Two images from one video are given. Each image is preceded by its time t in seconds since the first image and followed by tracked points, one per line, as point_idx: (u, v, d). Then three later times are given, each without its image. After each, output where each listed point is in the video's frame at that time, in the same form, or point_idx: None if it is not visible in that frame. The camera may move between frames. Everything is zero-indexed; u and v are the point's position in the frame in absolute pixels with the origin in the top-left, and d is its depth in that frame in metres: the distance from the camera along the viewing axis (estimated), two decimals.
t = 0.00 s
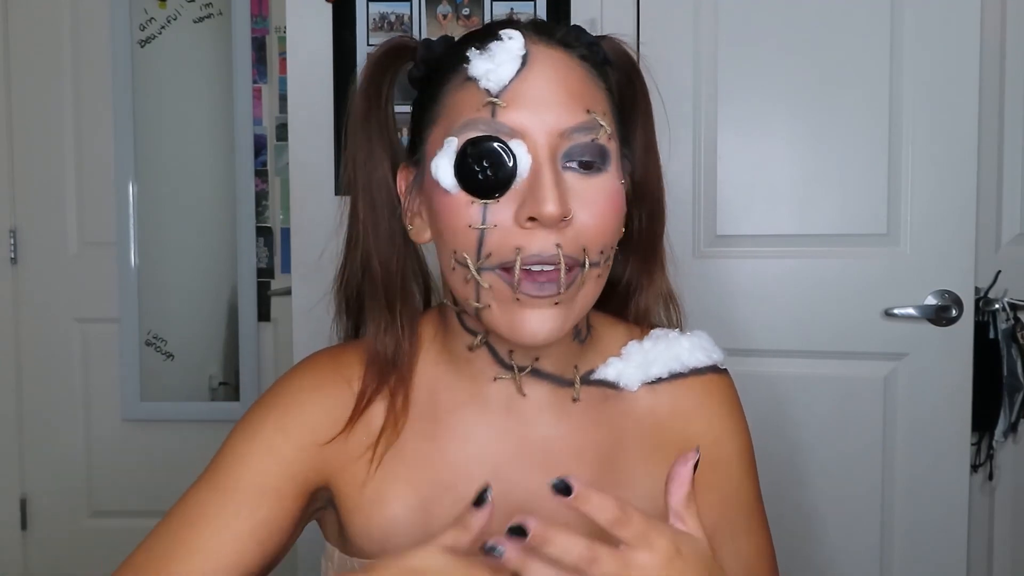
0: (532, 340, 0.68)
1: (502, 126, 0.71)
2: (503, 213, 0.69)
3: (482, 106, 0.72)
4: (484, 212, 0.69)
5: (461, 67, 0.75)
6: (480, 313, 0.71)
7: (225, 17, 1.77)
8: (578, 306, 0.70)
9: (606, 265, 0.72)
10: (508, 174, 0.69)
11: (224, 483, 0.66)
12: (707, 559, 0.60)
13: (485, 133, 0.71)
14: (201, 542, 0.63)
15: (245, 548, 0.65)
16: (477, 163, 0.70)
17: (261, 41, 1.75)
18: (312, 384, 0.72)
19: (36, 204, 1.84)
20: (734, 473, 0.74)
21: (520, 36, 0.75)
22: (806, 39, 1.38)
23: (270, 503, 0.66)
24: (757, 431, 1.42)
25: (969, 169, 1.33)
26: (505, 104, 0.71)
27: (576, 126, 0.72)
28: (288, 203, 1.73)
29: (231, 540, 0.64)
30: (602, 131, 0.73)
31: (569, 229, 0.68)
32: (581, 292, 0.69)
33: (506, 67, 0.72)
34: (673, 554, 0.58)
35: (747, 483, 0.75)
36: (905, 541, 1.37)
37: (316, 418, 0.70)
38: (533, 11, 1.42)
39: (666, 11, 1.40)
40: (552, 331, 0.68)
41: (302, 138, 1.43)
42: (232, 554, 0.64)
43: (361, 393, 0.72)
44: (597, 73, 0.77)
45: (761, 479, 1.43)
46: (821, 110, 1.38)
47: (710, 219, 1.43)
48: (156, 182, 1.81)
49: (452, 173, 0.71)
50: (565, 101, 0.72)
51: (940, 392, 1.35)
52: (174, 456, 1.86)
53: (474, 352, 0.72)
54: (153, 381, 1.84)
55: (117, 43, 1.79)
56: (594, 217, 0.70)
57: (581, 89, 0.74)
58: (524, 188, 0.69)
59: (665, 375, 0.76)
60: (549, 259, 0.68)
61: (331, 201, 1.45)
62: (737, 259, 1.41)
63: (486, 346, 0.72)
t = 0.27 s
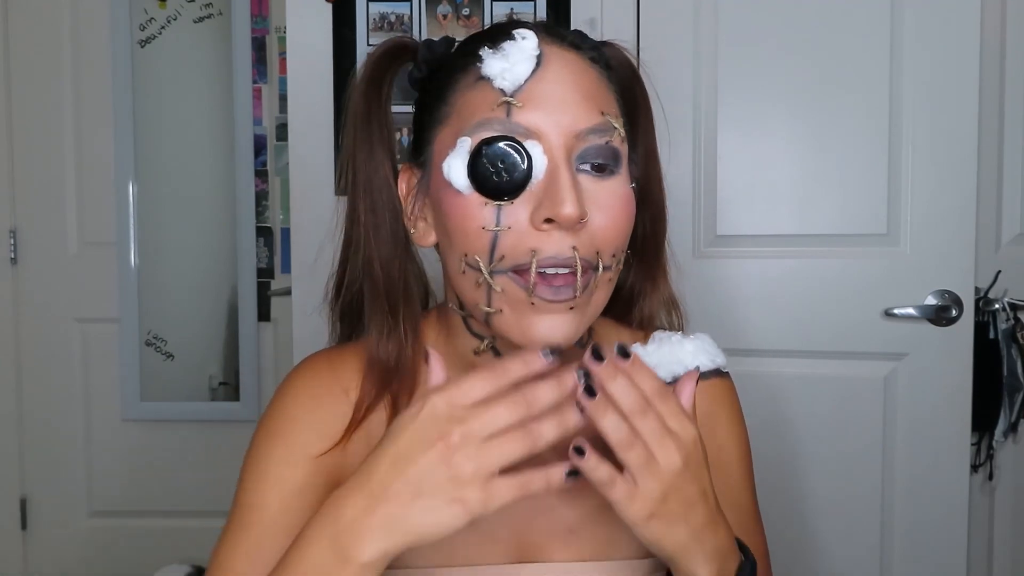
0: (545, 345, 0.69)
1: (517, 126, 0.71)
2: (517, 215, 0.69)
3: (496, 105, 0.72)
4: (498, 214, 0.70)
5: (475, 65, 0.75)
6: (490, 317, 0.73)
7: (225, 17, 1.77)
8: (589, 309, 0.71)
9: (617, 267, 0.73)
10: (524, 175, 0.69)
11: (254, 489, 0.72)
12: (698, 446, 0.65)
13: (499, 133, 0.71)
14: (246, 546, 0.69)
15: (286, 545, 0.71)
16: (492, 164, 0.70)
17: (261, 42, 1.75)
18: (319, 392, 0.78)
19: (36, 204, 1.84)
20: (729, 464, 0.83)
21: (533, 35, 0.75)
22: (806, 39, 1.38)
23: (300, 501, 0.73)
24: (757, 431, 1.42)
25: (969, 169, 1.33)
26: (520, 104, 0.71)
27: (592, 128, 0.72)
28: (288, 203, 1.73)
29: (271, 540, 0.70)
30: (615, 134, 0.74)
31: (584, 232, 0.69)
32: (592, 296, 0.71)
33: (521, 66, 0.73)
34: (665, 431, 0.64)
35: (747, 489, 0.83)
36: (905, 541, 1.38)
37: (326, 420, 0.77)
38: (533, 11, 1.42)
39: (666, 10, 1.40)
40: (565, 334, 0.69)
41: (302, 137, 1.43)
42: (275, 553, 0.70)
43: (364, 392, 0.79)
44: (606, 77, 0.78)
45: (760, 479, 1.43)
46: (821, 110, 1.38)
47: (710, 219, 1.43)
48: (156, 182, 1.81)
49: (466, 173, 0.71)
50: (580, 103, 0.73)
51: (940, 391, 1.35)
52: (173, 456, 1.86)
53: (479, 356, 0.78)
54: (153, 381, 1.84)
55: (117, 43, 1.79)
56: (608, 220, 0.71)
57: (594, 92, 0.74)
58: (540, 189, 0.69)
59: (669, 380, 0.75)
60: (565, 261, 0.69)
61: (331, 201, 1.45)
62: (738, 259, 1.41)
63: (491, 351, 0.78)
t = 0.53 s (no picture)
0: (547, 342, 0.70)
1: (519, 125, 0.71)
2: (517, 213, 0.69)
3: (499, 104, 0.72)
4: (499, 212, 0.70)
5: (479, 62, 0.75)
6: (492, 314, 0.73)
7: (225, 17, 1.77)
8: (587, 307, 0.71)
9: (619, 266, 0.73)
10: (526, 174, 0.69)
11: (280, 504, 0.73)
12: (679, 389, 0.71)
13: (502, 131, 0.71)
14: (286, 561, 0.71)
15: (325, 553, 0.72)
16: (494, 162, 0.70)
17: (262, 42, 1.75)
18: (321, 396, 0.78)
19: (36, 204, 1.84)
20: (731, 467, 0.83)
21: (538, 34, 0.75)
22: (805, 39, 1.38)
23: (327, 507, 0.74)
24: (757, 431, 1.42)
25: (969, 169, 1.33)
26: (523, 103, 0.71)
27: (594, 128, 0.72)
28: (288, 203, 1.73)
29: (311, 550, 0.72)
30: (618, 134, 0.74)
31: (585, 232, 0.69)
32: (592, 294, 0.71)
33: (524, 65, 0.72)
34: (649, 372, 0.70)
35: (750, 492, 0.82)
36: (905, 541, 1.37)
37: (333, 424, 0.77)
38: (532, 11, 1.42)
39: (665, 10, 1.40)
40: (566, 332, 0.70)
41: (302, 137, 1.43)
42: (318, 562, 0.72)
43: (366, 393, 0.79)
44: (611, 76, 0.78)
45: (760, 479, 1.42)
46: (821, 110, 1.38)
47: (710, 219, 1.43)
48: (156, 182, 1.81)
49: (467, 171, 0.71)
50: (583, 102, 0.73)
51: (940, 391, 1.35)
52: (173, 456, 1.86)
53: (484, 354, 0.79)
54: (153, 381, 1.84)
55: (117, 43, 1.79)
56: (609, 219, 0.71)
57: (598, 92, 0.74)
58: (541, 189, 0.69)
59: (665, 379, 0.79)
60: (565, 261, 0.69)
61: (330, 200, 1.45)
62: (738, 258, 1.41)
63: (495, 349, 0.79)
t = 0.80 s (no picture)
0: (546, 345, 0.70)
1: (522, 128, 0.71)
2: (518, 217, 0.69)
3: (503, 107, 0.72)
4: (500, 215, 0.70)
5: (484, 65, 0.75)
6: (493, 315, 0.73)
7: (225, 17, 1.77)
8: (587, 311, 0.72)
9: (620, 270, 0.73)
10: (528, 178, 0.69)
11: (282, 503, 0.73)
12: (670, 395, 0.71)
13: (505, 134, 0.71)
14: (288, 560, 0.71)
15: (326, 554, 0.72)
16: (497, 165, 0.70)
17: (261, 41, 1.75)
18: (322, 394, 0.78)
19: (36, 204, 1.84)
20: (730, 471, 0.83)
21: (544, 37, 0.75)
22: (805, 39, 1.38)
23: (328, 508, 0.74)
24: (757, 431, 1.42)
25: (969, 169, 1.33)
26: (527, 106, 0.71)
27: (599, 132, 0.72)
28: (288, 203, 1.73)
29: (312, 551, 0.72)
30: (623, 138, 0.74)
31: (586, 238, 0.69)
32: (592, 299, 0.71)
33: (529, 68, 0.72)
34: (638, 378, 0.70)
35: (748, 497, 0.82)
36: (905, 541, 1.38)
37: (333, 424, 0.77)
38: (533, 11, 1.42)
39: (666, 10, 1.40)
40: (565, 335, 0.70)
41: (302, 137, 1.43)
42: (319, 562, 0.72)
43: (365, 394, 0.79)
44: (617, 79, 0.78)
45: (760, 479, 1.43)
46: (821, 110, 1.38)
47: (711, 219, 1.43)
48: (156, 182, 1.81)
49: (469, 174, 0.71)
50: (588, 106, 0.73)
51: (940, 391, 1.35)
52: (173, 456, 1.86)
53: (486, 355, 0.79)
54: (153, 381, 1.84)
55: (117, 43, 1.79)
56: (611, 225, 0.71)
57: (603, 95, 0.74)
58: (543, 193, 0.69)
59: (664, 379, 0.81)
60: (565, 266, 0.69)
61: (331, 200, 1.45)
62: (738, 258, 1.41)
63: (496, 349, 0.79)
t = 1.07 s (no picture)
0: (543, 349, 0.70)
1: (521, 132, 0.71)
2: (516, 222, 0.69)
3: (502, 111, 0.72)
4: (498, 220, 0.70)
5: (484, 68, 0.74)
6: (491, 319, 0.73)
7: (225, 17, 1.77)
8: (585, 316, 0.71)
9: (619, 275, 0.73)
10: (525, 183, 0.69)
11: (280, 503, 0.73)
12: (674, 401, 0.71)
13: (503, 139, 0.71)
14: (287, 560, 0.71)
15: (324, 555, 0.72)
16: (494, 170, 0.70)
17: (262, 42, 1.75)
18: (320, 395, 0.78)
19: (36, 204, 1.84)
20: (731, 473, 0.83)
21: (545, 39, 0.74)
22: (805, 39, 1.38)
23: (326, 509, 0.74)
24: (757, 431, 1.42)
25: (969, 170, 1.33)
26: (525, 111, 0.71)
27: (597, 137, 0.72)
28: (288, 203, 1.73)
29: (309, 552, 0.72)
30: (623, 143, 0.74)
31: (584, 244, 0.69)
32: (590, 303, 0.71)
33: (529, 72, 0.72)
34: (642, 386, 0.70)
35: (750, 500, 0.82)
36: (905, 541, 1.38)
37: (332, 425, 0.77)
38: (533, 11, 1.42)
39: (666, 10, 1.40)
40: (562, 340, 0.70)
41: (302, 137, 1.43)
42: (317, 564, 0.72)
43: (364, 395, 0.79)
44: (618, 80, 0.78)
45: (761, 479, 1.42)
46: (821, 111, 1.38)
47: (711, 219, 1.43)
48: (157, 182, 1.81)
49: (467, 179, 0.71)
50: (587, 111, 0.72)
51: (940, 392, 1.35)
52: (173, 456, 1.86)
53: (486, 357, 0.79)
54: (153, 381, 1.84)
55: (117, 43, 1.79)
56: (609, 230, 0.71)
57: (604, 99, 0.74)
58: (541, 199, 0.69)
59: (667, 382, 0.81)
60: (562, 273, 0.69)
61: (331, 200, 1.45)
62: (738, 258, 1.41)
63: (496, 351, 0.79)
